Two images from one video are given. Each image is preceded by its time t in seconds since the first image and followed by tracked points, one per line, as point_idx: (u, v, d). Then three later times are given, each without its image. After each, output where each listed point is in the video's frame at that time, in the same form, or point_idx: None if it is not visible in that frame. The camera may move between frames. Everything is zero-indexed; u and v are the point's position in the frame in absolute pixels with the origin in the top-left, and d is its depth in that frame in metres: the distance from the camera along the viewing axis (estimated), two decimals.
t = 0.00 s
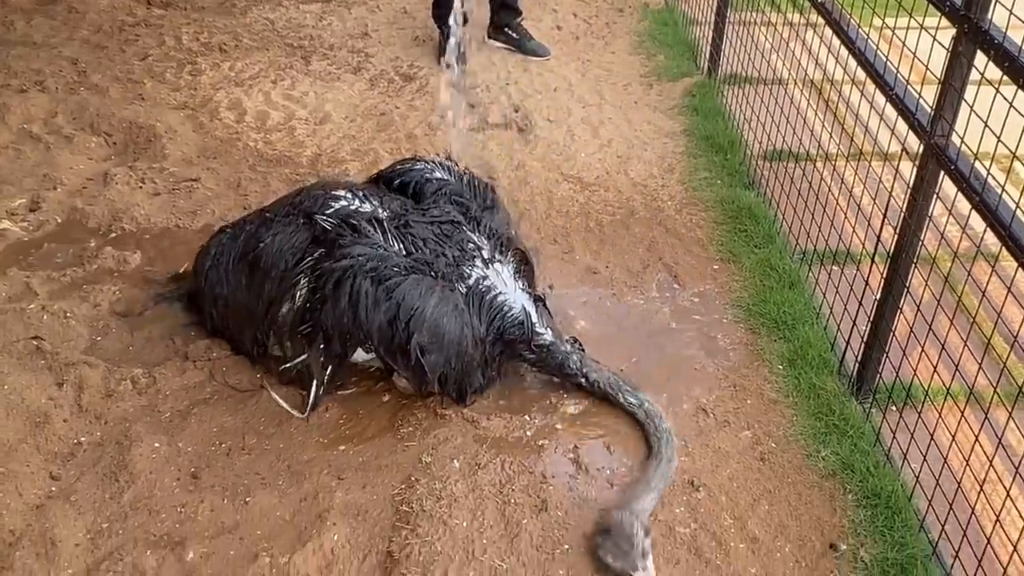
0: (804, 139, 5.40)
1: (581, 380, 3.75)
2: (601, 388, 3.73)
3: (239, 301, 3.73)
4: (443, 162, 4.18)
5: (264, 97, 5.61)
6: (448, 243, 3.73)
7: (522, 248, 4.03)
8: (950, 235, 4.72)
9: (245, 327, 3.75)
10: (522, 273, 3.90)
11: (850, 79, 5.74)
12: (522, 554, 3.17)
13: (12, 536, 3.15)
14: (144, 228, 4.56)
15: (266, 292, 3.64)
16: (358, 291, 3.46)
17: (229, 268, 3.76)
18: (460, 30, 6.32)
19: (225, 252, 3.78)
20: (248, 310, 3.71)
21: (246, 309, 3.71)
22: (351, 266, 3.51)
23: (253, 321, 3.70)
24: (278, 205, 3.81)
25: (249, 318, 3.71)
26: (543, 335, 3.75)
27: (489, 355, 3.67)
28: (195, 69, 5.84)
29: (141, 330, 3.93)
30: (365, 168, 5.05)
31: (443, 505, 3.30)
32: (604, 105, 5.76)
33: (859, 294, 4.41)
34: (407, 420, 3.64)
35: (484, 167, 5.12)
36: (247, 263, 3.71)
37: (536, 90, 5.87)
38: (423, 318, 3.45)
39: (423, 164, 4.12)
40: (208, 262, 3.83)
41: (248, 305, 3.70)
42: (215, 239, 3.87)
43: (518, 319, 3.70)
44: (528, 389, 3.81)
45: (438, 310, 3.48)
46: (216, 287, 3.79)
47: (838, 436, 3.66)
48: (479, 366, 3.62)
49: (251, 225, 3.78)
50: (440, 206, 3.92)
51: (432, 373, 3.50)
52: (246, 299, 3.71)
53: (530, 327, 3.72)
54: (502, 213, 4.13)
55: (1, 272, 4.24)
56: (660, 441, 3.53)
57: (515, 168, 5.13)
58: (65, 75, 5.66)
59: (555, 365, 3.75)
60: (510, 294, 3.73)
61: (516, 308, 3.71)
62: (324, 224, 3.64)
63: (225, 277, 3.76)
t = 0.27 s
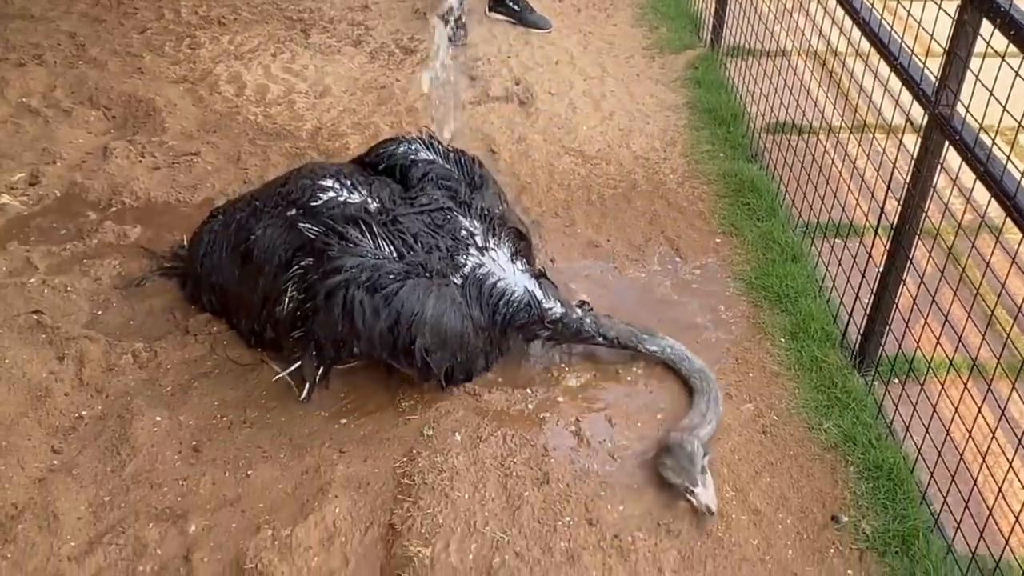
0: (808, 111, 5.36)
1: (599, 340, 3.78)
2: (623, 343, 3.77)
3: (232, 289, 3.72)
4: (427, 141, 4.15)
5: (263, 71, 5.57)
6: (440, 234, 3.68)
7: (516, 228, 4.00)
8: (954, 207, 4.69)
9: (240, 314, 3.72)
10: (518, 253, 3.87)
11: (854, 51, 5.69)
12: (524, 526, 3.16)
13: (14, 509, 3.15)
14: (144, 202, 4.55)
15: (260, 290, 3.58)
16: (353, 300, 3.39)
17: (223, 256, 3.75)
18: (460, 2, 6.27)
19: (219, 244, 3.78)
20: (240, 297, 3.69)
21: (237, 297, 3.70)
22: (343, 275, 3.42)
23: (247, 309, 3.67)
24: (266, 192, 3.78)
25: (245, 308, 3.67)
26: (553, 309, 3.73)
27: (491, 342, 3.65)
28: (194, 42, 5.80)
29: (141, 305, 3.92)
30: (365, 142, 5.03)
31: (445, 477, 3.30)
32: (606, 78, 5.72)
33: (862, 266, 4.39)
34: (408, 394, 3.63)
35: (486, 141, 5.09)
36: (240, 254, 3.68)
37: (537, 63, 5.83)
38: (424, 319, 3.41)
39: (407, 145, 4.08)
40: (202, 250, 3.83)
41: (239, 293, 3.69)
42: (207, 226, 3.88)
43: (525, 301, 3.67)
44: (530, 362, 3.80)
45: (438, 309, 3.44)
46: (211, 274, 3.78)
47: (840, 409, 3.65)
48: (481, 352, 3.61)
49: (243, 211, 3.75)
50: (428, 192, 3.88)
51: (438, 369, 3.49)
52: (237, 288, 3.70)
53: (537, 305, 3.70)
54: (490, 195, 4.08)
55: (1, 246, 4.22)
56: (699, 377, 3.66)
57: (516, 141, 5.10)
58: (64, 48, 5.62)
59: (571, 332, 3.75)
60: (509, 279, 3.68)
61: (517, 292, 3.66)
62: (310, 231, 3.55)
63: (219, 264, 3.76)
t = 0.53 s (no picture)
0: (812, 91, 5.34)
1: (600, 320, 3.78)
2: (622, 325, 3.77)
3: (237, 267, 3.70)
4: (432, 118, 4.11)
5: (264, 51, 5.55)
6: (444, 215, 3.68)
7: (517, 207, 3.99)
8: (958, 186, 4.67)
9: (245, 292, 3.70)
10: (521, 232, 3.87)
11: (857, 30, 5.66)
12: (526, 506, 3.17)
13: (18, 490, 3.16)
14: (145, 183, 4.54)
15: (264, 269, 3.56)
16: (361, 284, 3.37)
17: (227, 233, 3.73)
18: None
19: (224, 221, 3.76)
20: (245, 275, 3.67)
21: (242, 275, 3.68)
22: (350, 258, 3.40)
23: (252, 288, 3.65)
24: (270, 171, 3.79)
25: (250, 288, 3.65)
26: (558, 287, 3.73)
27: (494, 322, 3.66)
28: (194, 23, 5.77)
29: (144, 286, 3.93)
30: (367, 123, 5.01)
31: (447, 458, 3.30)
32: (608, 57, 5.69)
33: (865, 246, 4.39)
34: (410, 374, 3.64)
35: (488, 121, 5.07)
36: (245, 231, 3.67)
37: (539, 42, 5.80)
38: (433, 303, 3.43)
39: (411, 126, 4.05)
40: (206, 227, 3.82)
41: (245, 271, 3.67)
42: (211, 199, 3.87)
43: (528, 279, 3.68)
44: (532, 343, 3.80)
45: (446, 291, 3.46)
46: (216, 252, 3.77)
47: (843, 389, 3.65)
48: (485, 332, 3.62)
49: (248, 189, 3.75)
50: (431, 171, 3.87)
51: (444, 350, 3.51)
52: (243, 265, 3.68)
53: (541, 283, 3.71)
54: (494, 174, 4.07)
55: (3, 228, 4.22)
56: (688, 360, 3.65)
57: (518, 121, 5.08)
58: (64, 29, 5.60)
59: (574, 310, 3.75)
60: (511, 260, 3.68)
61: (518, 273, 3.67)
62: (314, 213, 3.51)
63: (224, 242, 3.75)
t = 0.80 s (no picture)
0: (814, 79, 5.34)
1: (589, 317, 3.78)
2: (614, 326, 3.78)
3: (246, 238, 3.71)
4: (453, 101, 4.19)
5: (266, 41, 5.54)
6: (459, 181, 3.75)
7: (527, 188, 4.06)
8: (960, 174, 4.67)
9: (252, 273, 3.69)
10: (529, 211, 3.95)
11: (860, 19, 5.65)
12: (529, 495, 3.18)
13: (23, 480, 3.16)
14: (147, 174, 4.54)
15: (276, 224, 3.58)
16: (373, 223, 3.43)
17: (237, 204, 3.73)
18: None
19: (234, 189, 3.75)
20: (255, 248, 3.68)
21: (252, 249, 3.69)
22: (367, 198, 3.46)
23: (260, 259, 3.67)
24: (288, 142, 3.77)
25: (257, 254, 3.67)
26: (555, 272, 3.78)
27: (496, 295, 3.67)
28: (195, 13, 5.76)
29: (147, 277, 3.93)
30: (369, 112, 5.01)
31: (450, 447, 3.31)
32: (610, 46, 5.68)
33: (868, 235, 4.39)
34: (412, 364, 3.65)
35: (490, 110, 5.06)
36: (257, 198, 3.67)
37: (541, 31, 5.78)
38: (441, 254, 3.47)
39: (432, 104, 4.12)
40: (215, 200, 3.79)
41: (255, 243, 3.67)
42: (224, 174, 3.84)
43: (531, 257, 3.72)
44: (534, 332, 3.81)
45: (455, 246, 3.50)
46: (223, 224, 3.76)
47: (845, 377, 3.66)
48: (486, 306, 3.62)
49: (262, 159, 3.73)
50: (448, 144, 3.93)
51: (444, 308, 3.54)
52: (253, 235, 3.68)
53: (543, 266, 3.75)
54: (505, 157, 4.16)
55: (6, 219, 4.22)
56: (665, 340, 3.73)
57: (520, 111, 5.07)
58: (65, 19, 5.59)
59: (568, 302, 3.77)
60: (519, 233, 3.75)
61: (526, 247, 3.72)
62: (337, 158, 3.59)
63: (233, 214, 3.74)
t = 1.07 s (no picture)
0: (815, 77, 5.34)
1: (588, 319, 3.79)
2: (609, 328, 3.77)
3: (253, 222, 3.68)
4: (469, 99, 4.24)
5: (267, 39, 5.54)
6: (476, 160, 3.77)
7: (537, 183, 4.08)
8: (960, 172, 4.67)
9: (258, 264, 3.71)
10: (539, 202, 3.96)
11: (862, 16, 5.66)
12: (530, 493, 3.18)
13: (25, 478, 3.17)
14: (149, 172, 4.55)
15: (287, 199, 3.57)
16: (390, 174, 3.43)
17: (246, 187, 3.69)
18: None
19: (245, 172, 3.72)
20: (264, 230, 3.65)
21: (261, 231, 3.66)
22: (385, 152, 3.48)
23: (268, 241, 3.64)
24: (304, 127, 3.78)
25: (265, 236, 3.65)
26: (559, 263, 3.78)
27: (502, 279, 3.66)
28: (197, 12, 5.77)
29: (148, 276, 3.94)
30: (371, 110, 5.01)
31: (452, 445, 3.32)
32: (611, 43, 5.69)
33: (868, 233, 4.39)
34: (414, 362, 3.66)
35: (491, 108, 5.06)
36: (268, 180, 3.64)
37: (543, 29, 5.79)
38: (456, 217, 3.47)
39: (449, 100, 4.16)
40: (224, 184, 3.76)
41: (265, 225, 3.64)
42: (234, 161, 3.81)
43: (537, 243, 3.73)
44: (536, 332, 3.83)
45: (469, 211, 3.50)
46: (229, 208, 3.72)
47: (846, 374, 3.66)
48: (492, 290, 3.62)
49: (273, 146, 3.73)
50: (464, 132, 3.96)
51: (455, 278, 3.51)
52: (261, 218, 3.66)
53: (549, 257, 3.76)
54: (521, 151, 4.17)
55: (8, 217, 4.23)
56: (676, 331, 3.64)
57: (522, 109, 5.07)
58: (66, 18, 5.60)
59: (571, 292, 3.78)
60: (531, 218, 3.76)
61: (535, 233, 3.73)
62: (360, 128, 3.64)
63: (241, 197, 3.70)
